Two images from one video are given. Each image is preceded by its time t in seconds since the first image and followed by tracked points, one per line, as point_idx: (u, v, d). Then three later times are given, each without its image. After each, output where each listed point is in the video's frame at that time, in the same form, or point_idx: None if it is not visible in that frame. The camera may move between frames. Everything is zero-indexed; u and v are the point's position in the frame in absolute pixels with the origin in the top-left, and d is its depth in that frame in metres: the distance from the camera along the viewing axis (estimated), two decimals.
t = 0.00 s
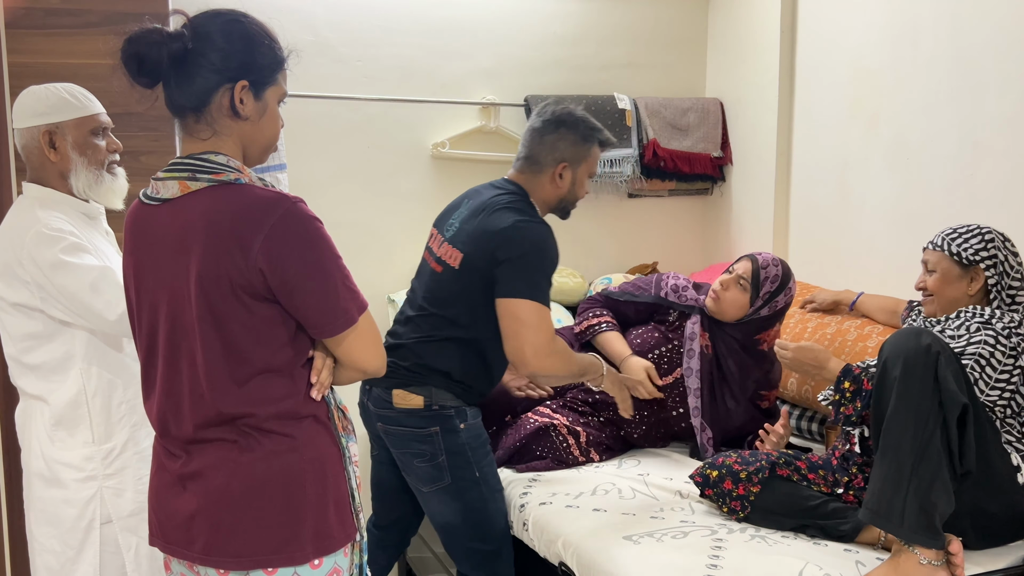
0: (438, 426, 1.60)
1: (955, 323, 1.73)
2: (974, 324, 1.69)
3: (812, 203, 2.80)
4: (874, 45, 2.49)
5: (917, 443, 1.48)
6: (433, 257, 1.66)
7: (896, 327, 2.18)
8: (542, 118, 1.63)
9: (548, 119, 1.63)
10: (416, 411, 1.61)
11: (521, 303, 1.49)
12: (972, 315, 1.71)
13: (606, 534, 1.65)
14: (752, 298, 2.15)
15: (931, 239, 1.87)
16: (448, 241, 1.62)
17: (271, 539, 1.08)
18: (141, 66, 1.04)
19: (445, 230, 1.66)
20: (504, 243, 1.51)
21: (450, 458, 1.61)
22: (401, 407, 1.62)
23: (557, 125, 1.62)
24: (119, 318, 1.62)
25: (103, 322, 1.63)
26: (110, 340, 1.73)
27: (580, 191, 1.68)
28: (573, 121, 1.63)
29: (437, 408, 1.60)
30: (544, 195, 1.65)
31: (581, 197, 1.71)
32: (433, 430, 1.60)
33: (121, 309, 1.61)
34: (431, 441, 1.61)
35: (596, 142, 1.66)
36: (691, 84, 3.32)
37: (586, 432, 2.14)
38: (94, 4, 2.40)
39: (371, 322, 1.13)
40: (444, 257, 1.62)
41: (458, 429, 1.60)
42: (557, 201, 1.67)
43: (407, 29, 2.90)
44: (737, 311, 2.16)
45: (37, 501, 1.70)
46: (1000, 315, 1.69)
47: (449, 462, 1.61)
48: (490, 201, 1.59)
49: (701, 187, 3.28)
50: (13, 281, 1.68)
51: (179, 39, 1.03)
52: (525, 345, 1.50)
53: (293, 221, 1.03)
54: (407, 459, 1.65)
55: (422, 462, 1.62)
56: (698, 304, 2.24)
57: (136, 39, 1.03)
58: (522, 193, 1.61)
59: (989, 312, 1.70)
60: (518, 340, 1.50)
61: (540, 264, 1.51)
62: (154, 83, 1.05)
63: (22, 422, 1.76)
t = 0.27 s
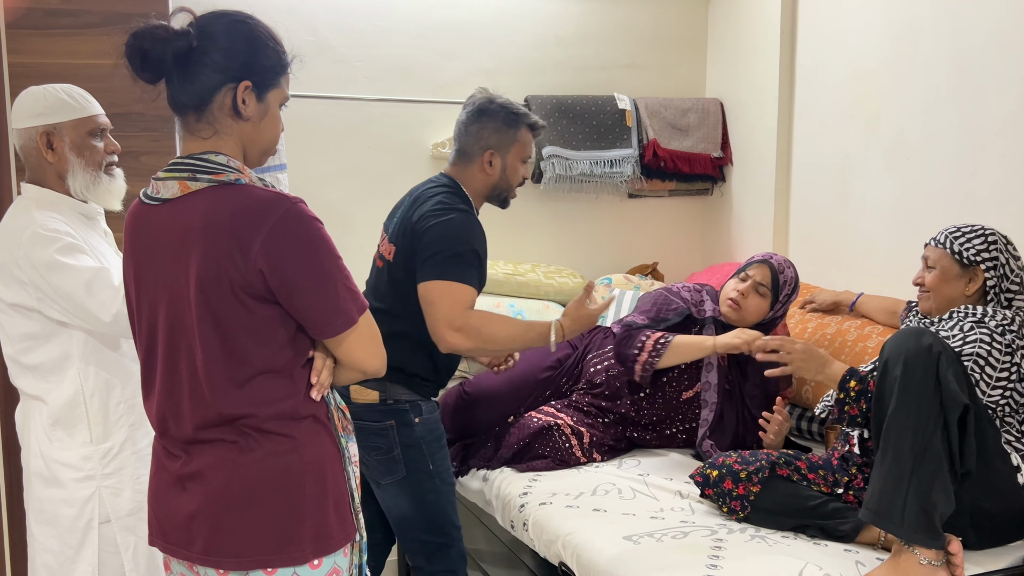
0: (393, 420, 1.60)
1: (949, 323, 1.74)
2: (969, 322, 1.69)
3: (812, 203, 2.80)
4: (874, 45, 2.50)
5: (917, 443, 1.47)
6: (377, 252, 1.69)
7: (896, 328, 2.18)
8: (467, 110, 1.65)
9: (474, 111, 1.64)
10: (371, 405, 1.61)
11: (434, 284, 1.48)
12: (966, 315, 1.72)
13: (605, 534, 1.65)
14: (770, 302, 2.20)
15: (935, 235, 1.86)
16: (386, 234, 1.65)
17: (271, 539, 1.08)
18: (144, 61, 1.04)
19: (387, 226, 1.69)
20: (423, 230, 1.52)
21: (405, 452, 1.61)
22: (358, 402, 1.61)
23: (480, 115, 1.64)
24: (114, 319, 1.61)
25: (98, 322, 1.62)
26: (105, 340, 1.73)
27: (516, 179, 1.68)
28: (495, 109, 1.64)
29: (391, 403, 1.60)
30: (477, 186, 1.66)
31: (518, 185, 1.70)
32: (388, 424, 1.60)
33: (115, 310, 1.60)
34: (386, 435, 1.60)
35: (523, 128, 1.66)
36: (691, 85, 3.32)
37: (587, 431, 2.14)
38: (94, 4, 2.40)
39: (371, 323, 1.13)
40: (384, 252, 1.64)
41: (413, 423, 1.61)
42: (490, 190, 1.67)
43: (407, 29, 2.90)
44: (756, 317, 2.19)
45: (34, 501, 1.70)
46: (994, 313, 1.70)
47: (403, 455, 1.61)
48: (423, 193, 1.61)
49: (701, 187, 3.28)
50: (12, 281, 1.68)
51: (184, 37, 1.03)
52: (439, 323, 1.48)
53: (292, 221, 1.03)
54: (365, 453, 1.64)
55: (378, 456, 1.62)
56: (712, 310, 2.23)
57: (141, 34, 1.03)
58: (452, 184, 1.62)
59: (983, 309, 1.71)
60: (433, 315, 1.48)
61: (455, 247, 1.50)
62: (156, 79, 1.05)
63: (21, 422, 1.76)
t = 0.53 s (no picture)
0: (388, 417, 1.61)
1: (949, 325, 1.75)
2: (969, 325, 1.70)
3: (812, 203, 2.80)
4: (874, 46, 2.50)
5: (921, 444, 1.48)
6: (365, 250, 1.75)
7: (896, 328, 2.18)
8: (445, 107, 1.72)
9: (450, 110, 1.71)
10: (367, 404, 1.62)
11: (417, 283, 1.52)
12: (966, 316, 1.73)
13: (606, 534, 1.65)
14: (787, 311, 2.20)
15: (929, 238, 1.87)
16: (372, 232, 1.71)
17: (271, 539, 1.08)
18: (148, 59, 1.04)
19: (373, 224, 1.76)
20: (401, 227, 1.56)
21: (403, 449, 1.62)
22: (353, 404, 1.62)
23: (456, 111, 1.70)
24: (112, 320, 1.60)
25: (97, 323, 1.62)
26: (104, 340, 1.73)
27: (493, 174, 1.72)
28: (469, 105, 1.70)
29: (386, 400, 1.61)
30: (454, 180, 1.72)
31: (497, 180, 1.74)
32: (384, 422, 1.61)
33: (113, 309, 1.60)
34: (382, 433, 1.61)
35: (498, 123, 1.71)
36: (691, 85, 3.32)
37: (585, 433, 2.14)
38: (94, 5, 2.40)
39: (372, 324, 1.14)
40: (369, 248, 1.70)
41: (409, 420, 1.62)
42: (467, 185, 1.72)
43: (407, 30, 2.90)
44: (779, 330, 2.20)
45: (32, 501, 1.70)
46: (995, 315, 1.71)
47: (401, 452, 1.61)
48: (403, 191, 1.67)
49: (701, 187, 3.28)
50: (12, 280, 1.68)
51: (189, 36, 1.03)
52: (422, 322, 1.52)
53: (294, 222, 1.03)
54: (365, 454, 1.65)
55: (377, 454, 1.63)
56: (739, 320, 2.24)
57: (146, 32, 1.03)
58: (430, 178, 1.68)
59: (983, 312, 1.72)
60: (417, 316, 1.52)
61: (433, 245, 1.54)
62: (160, 77, 1.05)
63: (19, 422, 1.76)
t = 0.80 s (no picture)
0: (417, 426, 1.65)
1: (960, 326, 1.73)
2: (980, 327, 1.68)
3: (813, 204, 2.80)
4: (874, 46, 2.50)
5: (922, 445, 1.48)
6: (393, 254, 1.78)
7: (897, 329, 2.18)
8: (488, 110, 1.72)
9: (492, 113, 1.71)
10: (397, 410, 1.67)
11: (437, 297, 1.55)
12: (978, 318, 1.72)
13: (607, 534, 1.65)
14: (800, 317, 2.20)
15: (934, 239, 1.86)
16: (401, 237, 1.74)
17: (272, 539, 1.08)
18: (150, 59, 1.04)
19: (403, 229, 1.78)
20: (422, 234, 1.60)
21: (432, 458, 1.65)
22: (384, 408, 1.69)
23: (500, 115, 1.70)
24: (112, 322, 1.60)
25: (99, 324, 1.62)
26: (106, 340, 1.73)
27: (536, 179, 1.71)
28: (513, 107, 1.70)
29: (414, 407, 1.65)
30: (496, 184, 1.71)
31: (541, 184, 1.73)
32: (413, 429, 1.65)
33: (116, 311, 1.60)
34: (411, 441, 1.65)
35: (542, 126, 1.70)
36: (692, 86, 3.32)
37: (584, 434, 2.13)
38: (96, 5, 2.41)
39: (373, 324, 1.14)
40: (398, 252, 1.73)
41: (437, 429, 1.64)
42: (509, 188, 1.72)
43: (408, 30, 2.90)
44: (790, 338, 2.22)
45: (35, 501, 1.70)
46: (1005, 317, 1.69)
47: (430, 461, 1.64)
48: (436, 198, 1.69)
49: (702, 187, 3.28)
50: (14, 280, 1.69)
51: (191, 37, 1.04)
52: (440, 337, 1.55)
53: (294, 223, 1.03)
54: (396, 460, 1.70)
55: (408, 462, 1.66)
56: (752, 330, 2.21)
57: (149, 33, 1.03)
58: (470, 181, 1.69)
59: (994, 314, 1.71)
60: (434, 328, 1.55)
61: (453, 257, 1.56)
62: (162, 78, 1.06)
63: (22, 422, 1.76)
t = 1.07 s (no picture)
0: (451, 426, 1.66)
1: (957, 326, 1.72)
2: (978, 326, 1.67)
3: (814, 204, 2.80)
4: (875, 47, 2.50)
5: (925, 445, 1.47)
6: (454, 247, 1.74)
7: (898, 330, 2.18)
8: (571, 118, 1.64)
9: (576, 121, 1.63)
10: (432, 408, 1.69)
11: (488, 303, 1.50)
12: (974, 318, 1.70)
13: (608, 535, 1.65)
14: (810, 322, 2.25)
15: (936, 238, 1.86)
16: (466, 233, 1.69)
17: (273, 540, 1.08)
18: (150, 61, 1.04)
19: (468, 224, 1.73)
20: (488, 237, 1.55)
21: (462, 460, 1.67)
22: (420, 404, 1.70)
23: (583, 125, 1.62)
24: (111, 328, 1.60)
25: (98, 329, 1.62)
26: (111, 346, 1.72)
27: (609, 196, 1.64)
28: (599, 120, 1.61)
29: (449, 406, 1.66)
30: (568, 198, 1.65)
31: (613, 201, 1.67)
32: (446, 429, 1.67)
33: (115, 318, 1.60)
34: (444, 440, 1.67)
35: (626, 144, 1.62)
36: (693, 86, 3.32)
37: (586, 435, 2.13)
38: (97, 6, 2.41)
39: (374, 325, 1.14)
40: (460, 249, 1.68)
41: (471, 431, 1.65)
42: (582, 204, 1.65)
43: (409, 31, 2.90)
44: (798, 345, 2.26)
45: (40, 501, 1.70)
46: (1004, 317, 1.69)
47: (460, 463, 1.66)
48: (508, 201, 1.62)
49: (704, 188, 3.28)
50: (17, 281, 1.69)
51: (190, 38, 1.04)
52: (484, 346, 1.51)
53: (295, 223, 1.03)
54: (427, 457, 1.72)
55: (438, 461, 1.69)
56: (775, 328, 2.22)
57: (148, 34, 1.04)
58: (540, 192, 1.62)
59: (993, 313, 1.70)
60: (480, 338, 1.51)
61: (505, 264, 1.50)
62: (161, 79, 1.06)
63: (28, 422, 1.77)
